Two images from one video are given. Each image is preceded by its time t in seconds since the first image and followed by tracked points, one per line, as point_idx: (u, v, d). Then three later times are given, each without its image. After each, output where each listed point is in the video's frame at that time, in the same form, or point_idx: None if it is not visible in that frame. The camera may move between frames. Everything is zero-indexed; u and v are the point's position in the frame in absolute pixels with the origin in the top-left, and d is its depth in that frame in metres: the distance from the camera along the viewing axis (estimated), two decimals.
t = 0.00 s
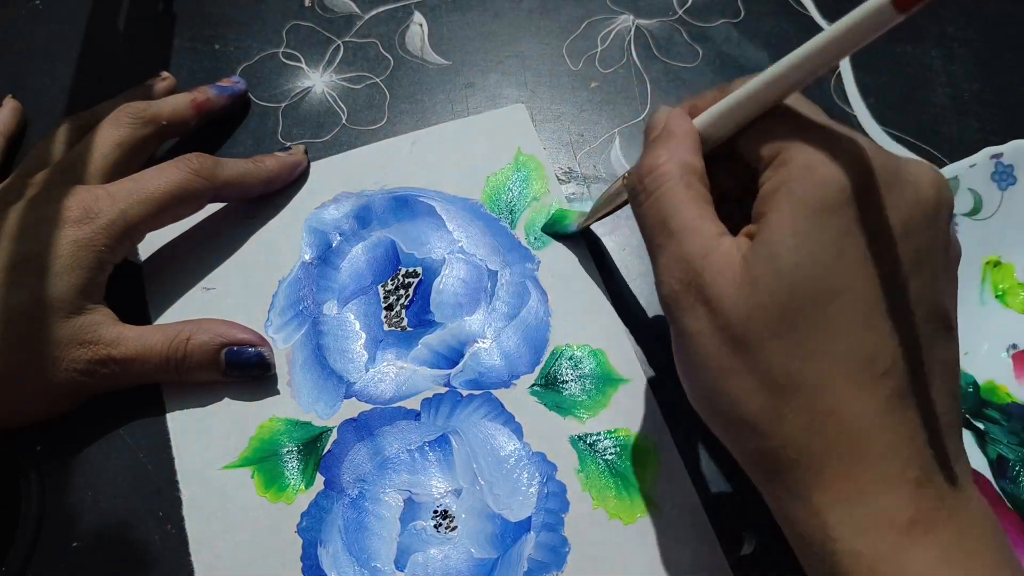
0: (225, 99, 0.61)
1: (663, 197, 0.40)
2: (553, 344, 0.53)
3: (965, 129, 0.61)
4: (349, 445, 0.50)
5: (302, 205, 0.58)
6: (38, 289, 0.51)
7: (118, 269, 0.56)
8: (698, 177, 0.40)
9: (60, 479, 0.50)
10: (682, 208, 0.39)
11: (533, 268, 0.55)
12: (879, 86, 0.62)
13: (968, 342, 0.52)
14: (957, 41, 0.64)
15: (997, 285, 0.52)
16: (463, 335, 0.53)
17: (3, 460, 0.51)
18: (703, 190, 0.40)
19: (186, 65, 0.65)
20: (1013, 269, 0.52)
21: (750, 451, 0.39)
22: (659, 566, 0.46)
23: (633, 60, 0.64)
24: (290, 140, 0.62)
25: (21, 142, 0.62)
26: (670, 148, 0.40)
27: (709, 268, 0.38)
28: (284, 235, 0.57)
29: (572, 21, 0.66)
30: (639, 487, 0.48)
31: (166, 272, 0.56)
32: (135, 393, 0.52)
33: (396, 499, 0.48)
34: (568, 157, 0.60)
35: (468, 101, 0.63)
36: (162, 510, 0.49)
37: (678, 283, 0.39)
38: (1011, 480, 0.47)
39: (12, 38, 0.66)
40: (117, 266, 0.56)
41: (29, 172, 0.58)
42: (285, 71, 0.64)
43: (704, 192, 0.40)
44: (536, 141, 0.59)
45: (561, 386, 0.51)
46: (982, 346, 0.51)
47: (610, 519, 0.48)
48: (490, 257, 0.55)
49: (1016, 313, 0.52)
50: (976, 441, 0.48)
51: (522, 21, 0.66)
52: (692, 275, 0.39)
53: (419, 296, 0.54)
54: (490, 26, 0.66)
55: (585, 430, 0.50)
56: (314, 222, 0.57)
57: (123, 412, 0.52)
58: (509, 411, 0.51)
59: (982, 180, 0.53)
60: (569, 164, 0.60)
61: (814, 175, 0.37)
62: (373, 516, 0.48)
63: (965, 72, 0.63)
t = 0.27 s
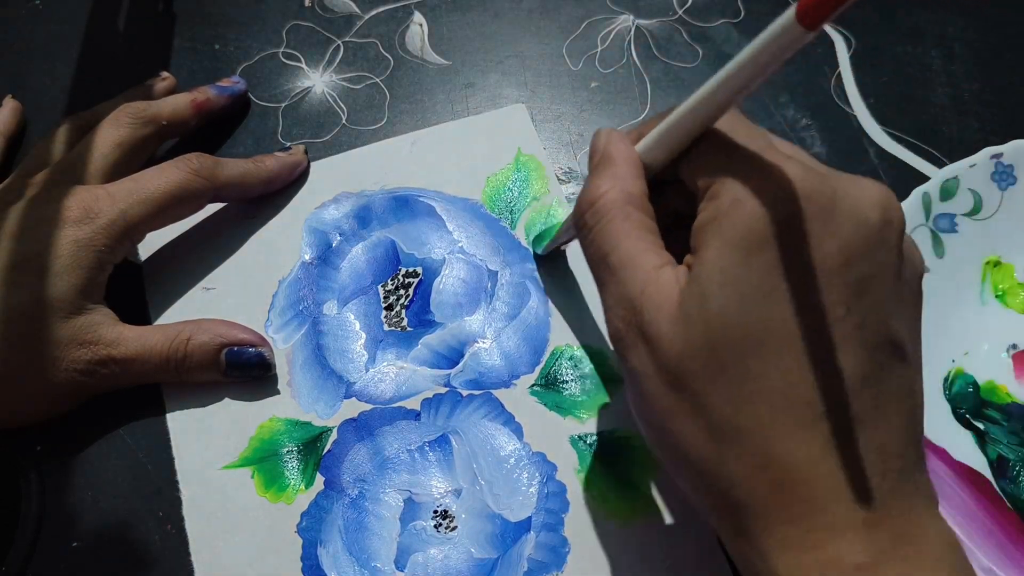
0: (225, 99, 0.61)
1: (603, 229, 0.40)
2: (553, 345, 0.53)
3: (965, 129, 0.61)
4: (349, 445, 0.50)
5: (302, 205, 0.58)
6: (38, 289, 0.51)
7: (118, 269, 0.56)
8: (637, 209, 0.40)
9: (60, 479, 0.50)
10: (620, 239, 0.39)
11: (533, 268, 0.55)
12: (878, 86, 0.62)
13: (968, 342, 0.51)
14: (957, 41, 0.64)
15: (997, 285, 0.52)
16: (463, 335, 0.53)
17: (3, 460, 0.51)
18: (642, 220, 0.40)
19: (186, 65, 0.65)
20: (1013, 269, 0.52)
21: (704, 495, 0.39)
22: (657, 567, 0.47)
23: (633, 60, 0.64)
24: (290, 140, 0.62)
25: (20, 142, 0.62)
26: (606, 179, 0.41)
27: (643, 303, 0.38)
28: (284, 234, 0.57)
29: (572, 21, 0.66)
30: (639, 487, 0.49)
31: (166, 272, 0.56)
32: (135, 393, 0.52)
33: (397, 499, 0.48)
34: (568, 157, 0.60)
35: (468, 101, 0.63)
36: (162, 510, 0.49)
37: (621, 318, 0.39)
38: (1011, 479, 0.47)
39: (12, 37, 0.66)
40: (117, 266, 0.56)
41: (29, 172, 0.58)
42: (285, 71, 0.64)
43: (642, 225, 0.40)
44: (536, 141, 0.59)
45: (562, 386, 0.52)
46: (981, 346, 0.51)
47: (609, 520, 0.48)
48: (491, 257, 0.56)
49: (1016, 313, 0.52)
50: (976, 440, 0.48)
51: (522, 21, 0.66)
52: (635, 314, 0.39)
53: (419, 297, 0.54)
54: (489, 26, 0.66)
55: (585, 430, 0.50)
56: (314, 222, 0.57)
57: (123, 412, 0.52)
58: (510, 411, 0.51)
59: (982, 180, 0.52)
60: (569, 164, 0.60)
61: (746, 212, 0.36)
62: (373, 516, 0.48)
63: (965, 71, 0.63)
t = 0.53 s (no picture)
0: (225, 99, 0.61)
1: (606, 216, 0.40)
2: (552, 343, 0.53)
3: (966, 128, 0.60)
4: (349, 445, 0.50)
5: (301, 204, 0.58)
6: (38, 289, 0.51)
7: (118, 269, 0.56)
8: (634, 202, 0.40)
9: (60, 479, 0.50)
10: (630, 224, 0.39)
11: (532, 266, 0.55)
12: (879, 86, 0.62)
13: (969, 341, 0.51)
14: (957, 41, 0.64)
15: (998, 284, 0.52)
16: (463, 334, 0.53)
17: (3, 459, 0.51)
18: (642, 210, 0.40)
19: (186, 65, 0.64)
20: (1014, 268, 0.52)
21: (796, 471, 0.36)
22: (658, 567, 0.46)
23: (633, 60, 0.64)
24: (290, 140, 0.62)
25: (20, 142, 0.62)
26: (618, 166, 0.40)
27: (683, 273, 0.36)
28: (284, 234, 0.57)
29: (572, 21, 0.66)
30: (639, 488, 0.48)
31: (166, 272, 0.56)
32: (136, 393, 0.52)
33: (396, 499, 0.48)
34: (567, 156, 0.60)
35: (468, 101, 0.63)
36: (161, 510, 0.49)
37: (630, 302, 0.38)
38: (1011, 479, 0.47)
39: (12, 38, 0.66)
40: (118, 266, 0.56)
41: (29, 171, 0.58)
42: (285, 71, 0.64)
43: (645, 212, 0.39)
44: (536, 141, 0.59)
45: (562, 385, 0.51)
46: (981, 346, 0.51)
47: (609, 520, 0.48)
48: (490, 255, 0.56)
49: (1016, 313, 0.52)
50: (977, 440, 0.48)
51: (522, 21, 0.66)
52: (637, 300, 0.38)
53: (418, 296, 0.54)
54: (490, 26, 0.66)
55: (585, 429, 0.50)
56: (314, 222, 0.57)
57: (123, 412, 0.52)
58: (509, 410, 0.51)
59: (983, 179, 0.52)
60: (569, 164, 0.60)
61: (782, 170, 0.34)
62: (373, 516, 0.48)
63: (965, 71, 0.63)
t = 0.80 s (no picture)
0: (211, 96, 0.61)
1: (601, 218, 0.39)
2: (552, 325, 0.53)
3: (965, 129, 0.61)
4: (359, 442, 0.50)
5: (294, 203, 0.58)
6: (36, 293, 0.51)
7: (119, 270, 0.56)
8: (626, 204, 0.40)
9: (60, 479, 0.50)
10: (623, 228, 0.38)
11: (525, 251, 0.55)
12: (879, 86, 0.62)
13: (969, 342, 0.51)
14: (957, 41, 0.64)
15: (997, 285, 0.52)
16: (462, 322, 0.53)
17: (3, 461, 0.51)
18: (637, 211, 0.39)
19: (185, 65, 0.64)
20: (1013, 269, 0.53)
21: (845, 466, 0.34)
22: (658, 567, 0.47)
23: (633, 61, 0.64)
24: (290, 140, 0.61)
25: (20, 143, 0.62)
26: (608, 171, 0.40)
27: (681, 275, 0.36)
28: (284, 234, 0.57)
29: (572, 21, 0.66)
30: (649, 459, 0.49)
31: (166, 273, 0.56)
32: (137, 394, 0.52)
33: (411, 490, 0.49)
34: (566, 157, 0.60)
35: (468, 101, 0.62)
36: (162, 511, 0.50)
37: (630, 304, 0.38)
38: (1011, 480, 0.47)
39: (12, 38, 0.66)
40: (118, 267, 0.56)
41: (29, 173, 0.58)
42: (285, 71, 0.64)
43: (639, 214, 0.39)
44: (518, 130, 0.60)
45: (565, 364, 0.52)
46: (981, 346, 0.51)
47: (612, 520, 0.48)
48: (482, 243, 0.56)
49: (1015, 313, 0.52)
50: (977, 440, 0.48)
51: (522, 21, 0.66)
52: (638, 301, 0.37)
53: (414, 289, 0.54)
54: (489, 26, 0.66)
55: (591, 407, 0.51)
56: (303, 224, 0.57)
57: (124, 412, 0.52)
58: (515, 393, 0.51)
59: (982, 179, 0.52)
60: (568, 164, 0.59)
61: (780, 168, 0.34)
62: (389, 508, 0.48)
63: (965, 71, 0.63)
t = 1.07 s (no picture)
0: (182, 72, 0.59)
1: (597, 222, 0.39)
2: (556, 329, 0.53)
3: (965, 129, 0.61)
4: (357, 436, 0.51)
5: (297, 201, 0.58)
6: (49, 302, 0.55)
7: (119, 271, 0.56)
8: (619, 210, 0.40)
9: (60, 480, 0.51)
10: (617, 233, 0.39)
11: (533, 253, 0.55)
12: (879, 87, 0.62)
13: (969, 342, 0.51)
14: (957, 41, 0.64)
15: (997, 285, 0.53)
16: (467, 322, 0.53)
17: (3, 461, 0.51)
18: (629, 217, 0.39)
19: (186, 65, 0.64)
20: (1012, 270, 0.53)
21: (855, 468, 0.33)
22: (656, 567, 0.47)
23: (633, 61, 0.64)
24: (290, 141, 0.61)
25: (20, 142, 0.61)
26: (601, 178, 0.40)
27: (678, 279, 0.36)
28: (283, 232, 0.57)
29: (572, 21, 0.66)
30: (645, 468, 0.49)
31: (165, 272, 0.56)
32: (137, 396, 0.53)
33: (407, 487, 0.49)
34: (567, 157, 0.60)
35: (469, 101, 0.62)
36: (162, 511, 0.50)
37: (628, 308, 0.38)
38: (1010, 481, 0.47)
39: (11, 37, 0.65)
40: (119, 268, 0.56)
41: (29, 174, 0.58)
42: (285, 71, 0.64)
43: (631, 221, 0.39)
44: (530, 130, 0.60)
45: (567, 369, 0.52)
46: (981, 347, 0.51)
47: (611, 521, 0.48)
48: (490, 243, 0.56)
49: (1015, 313, 0.52)
50: (977, 441, 0.48)
51: (522, 21, 0.66)
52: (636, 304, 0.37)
53: (421, 286, 0.54)
54: (490, 26, 0.66)
55: (590, 412, 0.51)
56: (314, 215, 0.57)
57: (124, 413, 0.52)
58: (516, 395, 0.51)
59: (983, 180, 0.52)
60: (569, 164, 0.59)
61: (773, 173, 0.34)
62: (384, 504, 0.49)
63: (965, 72, 0.63)
